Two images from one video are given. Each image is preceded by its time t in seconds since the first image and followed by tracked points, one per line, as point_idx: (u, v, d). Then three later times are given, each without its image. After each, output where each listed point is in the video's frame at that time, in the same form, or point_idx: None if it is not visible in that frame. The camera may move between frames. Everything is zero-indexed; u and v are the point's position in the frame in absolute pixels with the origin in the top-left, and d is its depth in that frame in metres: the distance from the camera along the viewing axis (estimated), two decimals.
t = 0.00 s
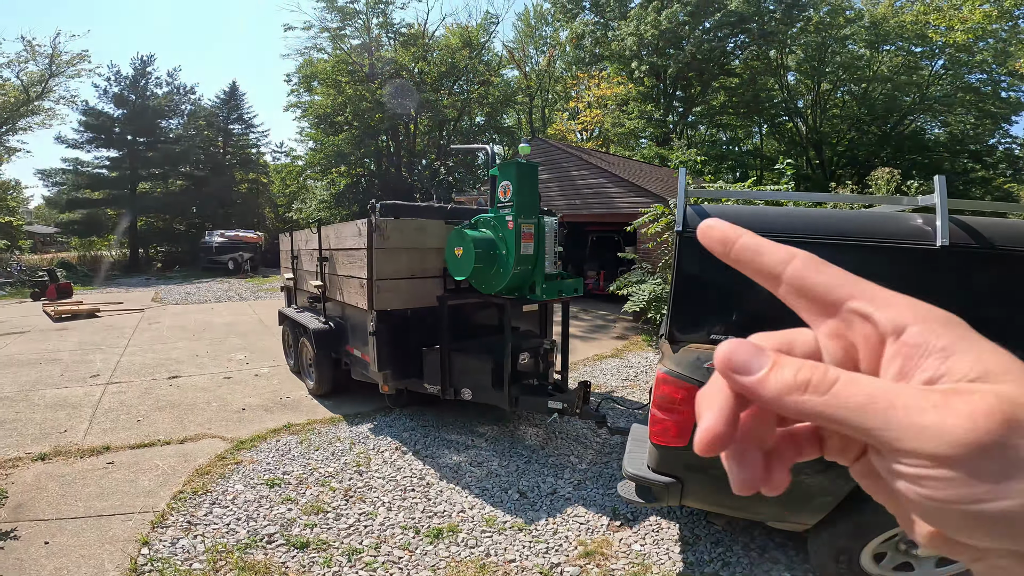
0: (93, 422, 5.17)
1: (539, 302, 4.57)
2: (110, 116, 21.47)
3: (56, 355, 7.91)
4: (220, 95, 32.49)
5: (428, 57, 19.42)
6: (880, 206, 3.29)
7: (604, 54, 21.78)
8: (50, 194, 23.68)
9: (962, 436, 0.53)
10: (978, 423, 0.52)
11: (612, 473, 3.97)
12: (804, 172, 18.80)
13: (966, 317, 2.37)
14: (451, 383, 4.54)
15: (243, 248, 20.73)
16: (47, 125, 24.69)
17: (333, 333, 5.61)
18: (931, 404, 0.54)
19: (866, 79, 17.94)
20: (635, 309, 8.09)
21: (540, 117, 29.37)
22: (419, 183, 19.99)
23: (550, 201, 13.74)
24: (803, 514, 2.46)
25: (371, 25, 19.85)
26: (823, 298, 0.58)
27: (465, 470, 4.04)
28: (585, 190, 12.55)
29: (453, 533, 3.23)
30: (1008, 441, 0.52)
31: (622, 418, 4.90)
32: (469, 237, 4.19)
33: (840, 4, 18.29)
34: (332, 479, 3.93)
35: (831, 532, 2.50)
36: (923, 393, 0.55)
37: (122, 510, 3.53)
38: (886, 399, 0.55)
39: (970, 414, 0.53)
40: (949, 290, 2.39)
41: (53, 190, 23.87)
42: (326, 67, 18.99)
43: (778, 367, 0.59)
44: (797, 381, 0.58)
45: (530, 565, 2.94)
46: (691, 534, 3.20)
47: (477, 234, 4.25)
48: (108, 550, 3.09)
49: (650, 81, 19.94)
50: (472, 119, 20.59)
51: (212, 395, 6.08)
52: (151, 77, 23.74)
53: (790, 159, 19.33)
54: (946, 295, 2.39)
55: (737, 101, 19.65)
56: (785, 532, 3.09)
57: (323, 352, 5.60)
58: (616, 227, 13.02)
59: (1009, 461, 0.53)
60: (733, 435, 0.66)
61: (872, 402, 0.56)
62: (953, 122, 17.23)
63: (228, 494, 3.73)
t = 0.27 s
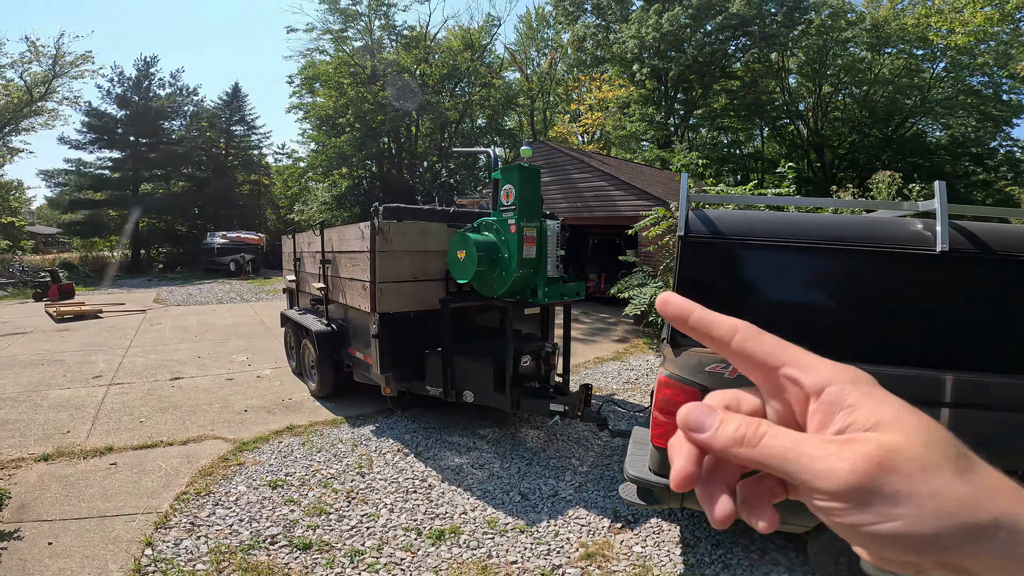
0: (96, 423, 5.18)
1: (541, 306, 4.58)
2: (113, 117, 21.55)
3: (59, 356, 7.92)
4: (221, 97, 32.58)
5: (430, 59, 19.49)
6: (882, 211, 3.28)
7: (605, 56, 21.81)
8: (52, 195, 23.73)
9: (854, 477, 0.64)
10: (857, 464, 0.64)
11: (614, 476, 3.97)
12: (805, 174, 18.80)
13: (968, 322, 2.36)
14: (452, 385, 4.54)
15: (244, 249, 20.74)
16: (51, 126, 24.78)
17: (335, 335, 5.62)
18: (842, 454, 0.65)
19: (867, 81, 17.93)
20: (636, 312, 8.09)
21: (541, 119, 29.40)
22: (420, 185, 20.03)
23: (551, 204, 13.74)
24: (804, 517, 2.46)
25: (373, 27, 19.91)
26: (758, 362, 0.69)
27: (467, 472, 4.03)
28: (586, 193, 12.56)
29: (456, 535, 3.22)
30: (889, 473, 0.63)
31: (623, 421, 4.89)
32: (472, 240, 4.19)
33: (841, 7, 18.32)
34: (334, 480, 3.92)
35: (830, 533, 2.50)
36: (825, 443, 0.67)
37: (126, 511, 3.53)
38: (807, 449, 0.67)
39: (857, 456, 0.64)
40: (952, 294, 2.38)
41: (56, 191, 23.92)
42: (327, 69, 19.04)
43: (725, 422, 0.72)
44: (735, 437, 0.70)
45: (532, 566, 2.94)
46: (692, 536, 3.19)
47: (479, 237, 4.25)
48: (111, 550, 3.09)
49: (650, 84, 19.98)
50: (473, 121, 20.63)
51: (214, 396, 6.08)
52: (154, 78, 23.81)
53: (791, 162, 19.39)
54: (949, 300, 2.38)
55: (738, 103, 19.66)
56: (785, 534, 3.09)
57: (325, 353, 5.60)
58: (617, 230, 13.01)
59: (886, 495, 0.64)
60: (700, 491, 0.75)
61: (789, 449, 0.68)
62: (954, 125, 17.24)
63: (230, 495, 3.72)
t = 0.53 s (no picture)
0: (97, 424, 5.17)
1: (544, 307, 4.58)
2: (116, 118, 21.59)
3: (60, 356, 7.92)
4: (223, 99, 32.63)
5: (431, 61, 19.58)
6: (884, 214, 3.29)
7: (606, 59, 21.83)
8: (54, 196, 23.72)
9: None
10: None
11: (616, 477, 3.96)
12: (807, 176, 18.78)
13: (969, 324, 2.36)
14: (454, 386, 4.53)
15: (246, 250, 20.69)
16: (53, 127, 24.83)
17: (337, 336, 5.62)
18: None
19: (868, 84, 17.97)
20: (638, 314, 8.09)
21: (542, 122, 29.48)
22: (421, 187, 20.08)
23: (552, 206, 13.74)
24: (807, 518, 2.45)
25: (375, 29, 19.97)
26: None
27: (468, 474, 4.02)
28: (588, 195, 12.56)
29: (458, 536, 3.21)
30: None
31: (624, 423, 4.88)
32: (475, 242, 4.20)
33: (842, 10, 18.39)
34: (336, 481, 3.92)
35: (834, 534, 2.49)
36: None
37: (127, 511, 3.53)
38: None
39: None
40: (953, 296, 2.38)
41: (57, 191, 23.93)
42: (330, 71, 19.14)
43: None
44: None
45: (534, 567, 2.93)
46: (695, 536, 3.18)
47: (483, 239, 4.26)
48: (114, 551, 3.08)
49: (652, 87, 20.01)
50: (474, 123, 20.70)
51: (215, 397, 6.07)
52: (156, 79, 23.88)
53: (792, 165, 19.40)
54: (949, 302, 2.38)
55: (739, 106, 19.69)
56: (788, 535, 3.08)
57: (327, 354, 5.60)
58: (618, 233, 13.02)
59: None
60: None
61: None
62: (955, 127, 17.25)
63: (232, 495, 3.72)
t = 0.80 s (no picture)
0: (95, 423, 5.16)
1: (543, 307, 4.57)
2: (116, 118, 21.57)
3: (59, 355, 7.91)
4: (225, 99, 32.64)
5: (431, 63, 19.61)
6: (884, 213, 3.28)
7: (606, 60, 21.80)
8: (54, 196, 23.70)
9: None
10: None
11: (615, 477, 3.96)
12: (808, 178, 18.72)
13: (969, 324, 2.35)
14: (454, 387, 4.53)
15: (246, 251, 20.75)
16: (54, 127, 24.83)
17: (337, 336, 5.62)
18: None
19: (868, 86, 18.00)
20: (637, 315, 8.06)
21: (542, 123, 29.51)
22: (422, 189, 20.10)
23: (552, 207, 13.74)
24: (807, 516, 2.44)
25: (376, 30, 19.97)
26: None
27: (468, 473, 4.02)
28: (587, 196, 12.56)
29: (456, 535, 3.21)
30: None
31: (624, 423, 4.87)
32: (475, 241, 4.20)
33: (842, 12, 18.41)
34: (334, 480, 3.92)
35: (834, 534, 2.48)
36: None
37: (124, 510, 3.52)
38: None
39: None
40: (952, 295, 2.38)
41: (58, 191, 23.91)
42: (331, 72, 19.20)
43: None
44: None
45: (534, 567, 2.93)
46: (694, 537, 3.17)
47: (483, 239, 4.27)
48: (110, 549, 3.07)
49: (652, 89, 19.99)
50: (475, 125, 20.75)
51: (214, 397, 6.06)
52: (157, 80, 23.87)
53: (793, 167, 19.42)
54: (949, 301, 2.38)
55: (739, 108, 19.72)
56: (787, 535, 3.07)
57: (327, 354, 5.59)
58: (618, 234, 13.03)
59: None
60: None
61: None
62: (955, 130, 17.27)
63: (230, 494, 3.71)
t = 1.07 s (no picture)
0: (95, 423, 5.16)
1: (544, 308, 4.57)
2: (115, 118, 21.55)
3: (59, 355, 7.91)
4: (225, 100, 32.62)
5: (431, 63, 19.64)
6: (885, 215, 3.27)
7: (606, 61, 21.81)
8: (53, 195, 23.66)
9: None
10: None
11: (615, 478, 3.96)
12: (807, 180, 18.73)
13: (969, 325, 2.36)
14: (454, 387, 4.53)
15: (246, 251, 20.76)
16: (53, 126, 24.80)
17: (338, 337, 5.61)
18: None
19: (867, 87, 18.07)
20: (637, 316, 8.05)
21: (542, 124, 29.52)
22: (422, 190, 20.12)
23: (552, 208, 13.73)
24: (808, 517, 2.44)
25: (376, 30, 19.96)
26: None
27: (468, 474, 4.02)
28: (587, 197, 12.56)
29: (457, 537, 3.20)
30: None
31: (625, 424, 4.87)
32: (475, 243, 4.21)
33: (842, 13, 18.45)
34: (334, 481, 3.91)
35: (834, 535, 2.48)
36: None
37: (124, 511, 3.51)
38: None
39: None
40: (952, 297, 2.38)
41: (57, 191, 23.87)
42: (332, 72, 19.23)
43: None
44: None
45: (534, 568, 2.92)
46: (694, 537, 3.17)
47: (483, 240, 4.27)
48: (111, 550, 3.07)
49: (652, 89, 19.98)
50: (475, 125, 20.76)
51: (214, 397, 6.06)
52: (156, 79, 23.83)
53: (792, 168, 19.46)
54: (950, 303, 2.38)
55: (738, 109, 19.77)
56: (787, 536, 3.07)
57: (327, 355, 5.59)
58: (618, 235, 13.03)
59: None
60: None
61: None
62: (954, 131, 17.31)
63: (230, 495, 3.71)
